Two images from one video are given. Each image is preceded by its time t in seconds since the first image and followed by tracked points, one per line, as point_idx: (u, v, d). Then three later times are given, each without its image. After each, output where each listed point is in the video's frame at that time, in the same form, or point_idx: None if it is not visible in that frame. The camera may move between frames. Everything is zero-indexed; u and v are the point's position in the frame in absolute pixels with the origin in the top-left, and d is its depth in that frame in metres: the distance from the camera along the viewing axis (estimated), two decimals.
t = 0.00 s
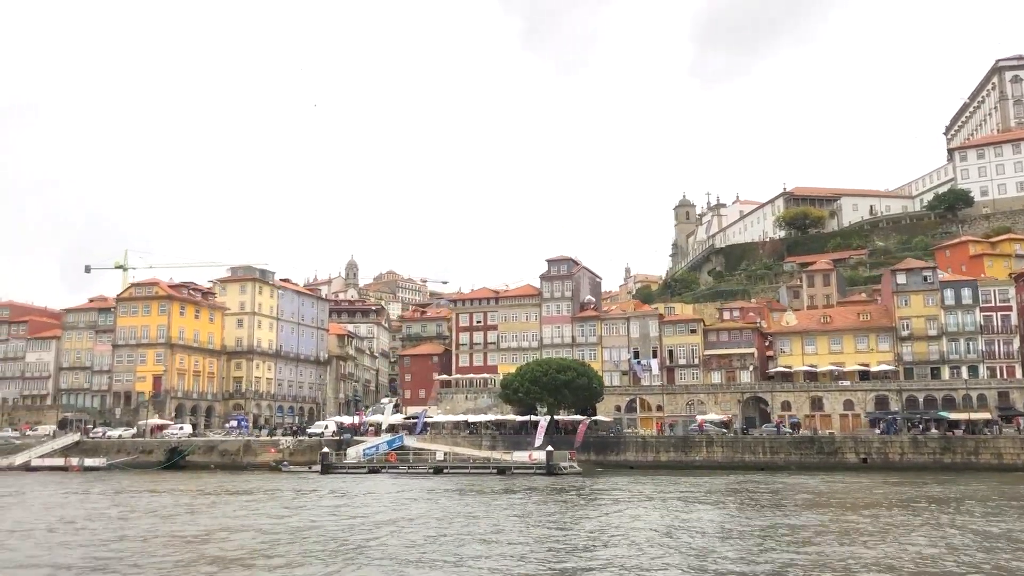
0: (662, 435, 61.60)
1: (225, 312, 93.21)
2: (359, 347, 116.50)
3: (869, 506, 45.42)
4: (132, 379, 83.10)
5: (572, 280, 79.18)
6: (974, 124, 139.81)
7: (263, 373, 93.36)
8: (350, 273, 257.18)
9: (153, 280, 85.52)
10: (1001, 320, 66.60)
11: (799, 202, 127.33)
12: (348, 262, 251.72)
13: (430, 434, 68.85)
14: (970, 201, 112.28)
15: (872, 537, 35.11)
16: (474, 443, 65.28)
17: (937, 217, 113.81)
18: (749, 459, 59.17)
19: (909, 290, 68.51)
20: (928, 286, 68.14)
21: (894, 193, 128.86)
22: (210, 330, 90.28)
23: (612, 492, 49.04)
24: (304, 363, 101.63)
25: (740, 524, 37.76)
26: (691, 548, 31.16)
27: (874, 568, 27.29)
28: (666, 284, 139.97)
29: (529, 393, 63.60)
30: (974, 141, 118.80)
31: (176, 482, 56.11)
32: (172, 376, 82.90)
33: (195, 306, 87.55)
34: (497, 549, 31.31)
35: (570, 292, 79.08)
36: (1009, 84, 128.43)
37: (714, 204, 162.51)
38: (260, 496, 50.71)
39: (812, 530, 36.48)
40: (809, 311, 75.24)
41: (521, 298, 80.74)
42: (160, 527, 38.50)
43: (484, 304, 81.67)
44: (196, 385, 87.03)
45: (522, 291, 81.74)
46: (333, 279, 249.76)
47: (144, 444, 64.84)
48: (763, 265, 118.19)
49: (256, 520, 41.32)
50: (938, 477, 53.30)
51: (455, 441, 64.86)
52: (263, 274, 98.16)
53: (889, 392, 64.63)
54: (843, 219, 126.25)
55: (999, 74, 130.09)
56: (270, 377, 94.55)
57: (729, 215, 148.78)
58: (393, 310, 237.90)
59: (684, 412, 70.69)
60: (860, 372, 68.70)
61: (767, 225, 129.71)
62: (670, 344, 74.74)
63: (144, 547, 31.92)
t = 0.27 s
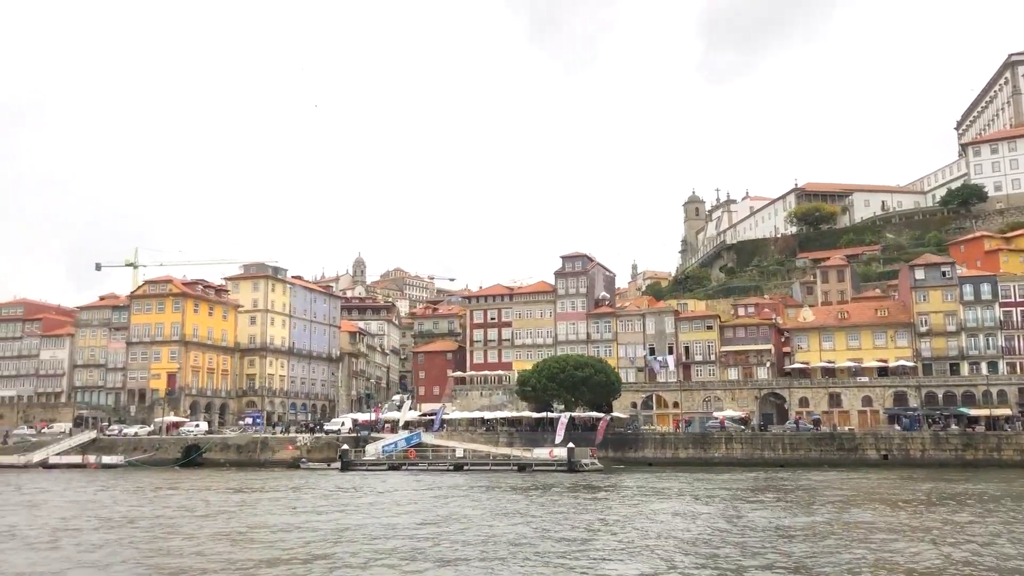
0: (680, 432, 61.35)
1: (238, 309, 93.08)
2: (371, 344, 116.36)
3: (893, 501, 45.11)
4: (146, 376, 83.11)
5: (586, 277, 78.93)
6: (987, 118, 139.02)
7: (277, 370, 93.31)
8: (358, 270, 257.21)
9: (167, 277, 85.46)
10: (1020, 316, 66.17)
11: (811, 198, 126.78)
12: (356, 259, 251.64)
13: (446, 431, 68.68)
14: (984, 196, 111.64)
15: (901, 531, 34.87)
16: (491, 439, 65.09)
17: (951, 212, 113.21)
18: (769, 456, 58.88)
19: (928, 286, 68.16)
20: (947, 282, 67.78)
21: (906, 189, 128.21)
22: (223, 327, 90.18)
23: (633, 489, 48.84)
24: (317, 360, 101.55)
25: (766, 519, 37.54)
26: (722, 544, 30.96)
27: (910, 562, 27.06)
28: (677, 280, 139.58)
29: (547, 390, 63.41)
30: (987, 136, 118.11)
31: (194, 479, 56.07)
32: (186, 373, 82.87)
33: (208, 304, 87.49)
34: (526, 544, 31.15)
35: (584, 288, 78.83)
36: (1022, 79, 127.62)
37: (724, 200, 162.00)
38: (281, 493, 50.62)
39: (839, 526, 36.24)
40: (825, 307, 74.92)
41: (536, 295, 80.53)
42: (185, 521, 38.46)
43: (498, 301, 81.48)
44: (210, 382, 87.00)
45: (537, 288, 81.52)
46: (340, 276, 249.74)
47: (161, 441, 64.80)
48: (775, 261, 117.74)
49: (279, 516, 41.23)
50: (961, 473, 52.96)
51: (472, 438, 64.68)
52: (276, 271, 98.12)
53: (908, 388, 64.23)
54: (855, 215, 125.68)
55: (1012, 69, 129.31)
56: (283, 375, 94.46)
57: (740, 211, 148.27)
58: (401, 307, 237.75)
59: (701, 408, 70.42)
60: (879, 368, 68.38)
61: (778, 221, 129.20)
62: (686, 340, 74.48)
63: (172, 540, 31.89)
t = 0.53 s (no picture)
0: (700, 432, 61.10)
1: (253, 310, 93.11)
2: (383, 344, 116.29)
3: (919, 498, 44.78)
4: (162, 377, 83.19)
5: (602, 276, 78.71)
6: (1000, 116, 138.29)
7: (291, 371, 93.30)
8: (367, 270, 257.44)
9: (182, 277, 85.53)
10: None
11: (824, 197, 126.28)
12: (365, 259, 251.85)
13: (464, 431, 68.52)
14: (999, 194, 110.99)
15: (933, 526, 34.54)
16: (510, 440, 64.89)
17: (966, 211, 112.61)
18: (790, 456, 58.57)
19: (948, 285, 67.80)
20: (967, 280, 67.42)
21: (920, 187, 127.61)
22: (238, 327, 90.24)
23: (656, 487, 48.61)
24: (330, 360, 101.53)
25: (795, 515, 37.28)
26: (754, 539, 30.72)
27: (949, 556, 26.78)
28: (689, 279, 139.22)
29: (566, 390, 63.25)
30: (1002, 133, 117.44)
31: (215, 480, 56.05)
32: (202, 374, 82.91)
33: (223, 304, 87.54)
34: (558, 541, 30.97)
35: (600, 288, 78.63)
36: None
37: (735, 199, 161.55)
38: (302, 493, 50.54)
39: (870, 520, 35.95)
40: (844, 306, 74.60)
41: (552, 294, 80.36)
42: (211, 520, 38.43)
43: (514, 300, 81.34)
44: (226, 383, 87.03)
45: (553, 287, 81.35)
46: (350, 277, 249.95)
47: (179, 442, 64.79)
48: (788, 260, 117.32)
49: (304, 515, 41.12)
50: (985, 472, 52.57)
51: (490, 438, 64.50)
52: (290, 272, 98.17)
53: (928, 387, 63.82)
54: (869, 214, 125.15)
55: None
56: (298, 375, 94.47)
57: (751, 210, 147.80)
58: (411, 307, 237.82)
59: (719, 408, 70.11)
60: (898, 368, 68.05)
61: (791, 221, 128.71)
62: (704, 340, 74.24)
63: (203, 539, 31.78)
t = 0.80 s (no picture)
0: (722, 436, 60.74)
1: (269, 313, 93.11)
2: (397, 347, 116.17)
3: (948, 500, 44.39)
4: (179, 380, 83.22)
5: (620, 279, 78.41)
6: (1016, 119, 137.60)
7: (307, 374, 93.22)
8: (377, 274, 257.59)
9: (198, 281, 85.57)
10: None
11: (839, 199, 125.75)
12: (375, 263, 251.91)
13: (483, 435, 68.25)
14: (1016, 196, 110.36)
15: (967, 526, 34.17)
16: (529, 443, 64.59)
17: (983, 213, 111.99)
18: (813, 460, 58.13)
19: (970, 287, 67.35)
20: (990, 283, 66.97)
21: (935, 190, 127.01)
22: (254, 331, 90.20)
23: (681, 490, 48.28)
24: (345, 363, 101.47)
25: (826, 516, 36.93)
26: (790, 540, 30.42)
27: (991, 556, 26.46)
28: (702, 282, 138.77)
29: (587, 394, 62.96)
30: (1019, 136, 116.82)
31: (236, 483, 55.93)
32: (219, 377, 82.90)
33: (239, 308, 87.54)
34: (591, 541, 30.72)
35: (618, 291, 78.33)
36: None
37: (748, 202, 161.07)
38: (325, 497, 50.36)
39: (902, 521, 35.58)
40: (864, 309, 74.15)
41: (569, 297, 80.12)
42: (239, 524, 38.20)
43: (531, 304, 81.13)
44: (242, 386, 86.99)
45: (570, 290, 81.09)
46: (360, 281, 250.08)
47: (198, 445, 64.71)
48: (803, 263, 116.79)
49: (330, 517, 40.95)
50: (1012, 476, 52.10)
51: (510, 442, 64.20)
52: (305, 275, 98.19)
53: (951, 391, 63.27)
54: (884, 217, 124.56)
55: None
56: (313, 378, 94.39)
57: (764, 213, 147.28)
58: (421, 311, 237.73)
59: (739, 412, 69.67)
60: (920, 371, 67.53)
61: (806, 223, 128.18)
62: (723, 343, 73.86)
63: (234, 541, 31.61)
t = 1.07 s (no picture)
0: (745, 441, 60.32)
1: (285, 318, 93.13)
2: (411, 352, 116.04)
3: (978, 505, 43.90)
4: (197, 386, 83.27)
5: (639, 283, 78.11)
6: None
7: (323, 379, 93.11)
8: (388, 279, 257.60)
9: (216, 286, 85.64)
10: None
11: (855, 203, 125.13)
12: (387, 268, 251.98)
13: (503, 440, 67.97)
14: None
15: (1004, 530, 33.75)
16: (550, 449, 64.28)
17: (1001, 217, 111.23)
18: (838, 465, 57.66)
19: (994, 291, 66.78)
20: (1014, 287, 66.41)
21: (951, 194, 126.31)
22: (271, 335, 90.21)
23: (707, 496, 47.91)
24: (361, 369, 101.35)
25: (860, 521, 36.53)
26: (828, 546, 30.04)
27: None
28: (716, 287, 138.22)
29: (608, 399, 62.62)
30: None
31: (259, 488, 55.81)
32: (236, 382, 82.90)
33: (257, 313, 87.58)
34: (625, 546, 30.44)
35: (637, 295, 78.05)
36: None
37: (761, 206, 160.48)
38: (349, 502, 50.16)
39: (937, 526, 35.18)
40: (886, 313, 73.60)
41: (588, 302, 79.86)
42: (268, 529, 38.06)
43: (549, 308, 80.94)
44: (260, 391, 86.94)
45: (588, 295, 80.83)
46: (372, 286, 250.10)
47: (218, 450, 64.64)
48: (820, 268, 116.19)
49: (357, 523, 40.76)
50: None
51: (531, 447, 63.91)
52: (322, 280, 98.21)
53: (976, 395, 62.66)
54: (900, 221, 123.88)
55: None
56: (330, 384, 94.29)
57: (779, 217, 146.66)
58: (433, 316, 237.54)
59: (760, 417, 69.19)
60: (944, 376, 66.96)
61: (821, 228, 127.60)
62: (743, 348, 73.42)
63: (265, 547, 31.43)
